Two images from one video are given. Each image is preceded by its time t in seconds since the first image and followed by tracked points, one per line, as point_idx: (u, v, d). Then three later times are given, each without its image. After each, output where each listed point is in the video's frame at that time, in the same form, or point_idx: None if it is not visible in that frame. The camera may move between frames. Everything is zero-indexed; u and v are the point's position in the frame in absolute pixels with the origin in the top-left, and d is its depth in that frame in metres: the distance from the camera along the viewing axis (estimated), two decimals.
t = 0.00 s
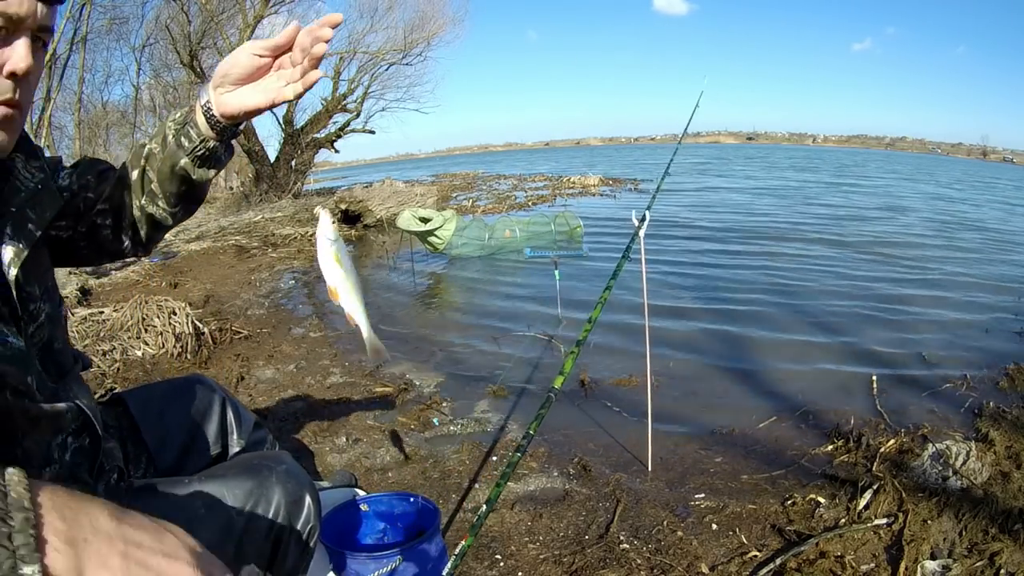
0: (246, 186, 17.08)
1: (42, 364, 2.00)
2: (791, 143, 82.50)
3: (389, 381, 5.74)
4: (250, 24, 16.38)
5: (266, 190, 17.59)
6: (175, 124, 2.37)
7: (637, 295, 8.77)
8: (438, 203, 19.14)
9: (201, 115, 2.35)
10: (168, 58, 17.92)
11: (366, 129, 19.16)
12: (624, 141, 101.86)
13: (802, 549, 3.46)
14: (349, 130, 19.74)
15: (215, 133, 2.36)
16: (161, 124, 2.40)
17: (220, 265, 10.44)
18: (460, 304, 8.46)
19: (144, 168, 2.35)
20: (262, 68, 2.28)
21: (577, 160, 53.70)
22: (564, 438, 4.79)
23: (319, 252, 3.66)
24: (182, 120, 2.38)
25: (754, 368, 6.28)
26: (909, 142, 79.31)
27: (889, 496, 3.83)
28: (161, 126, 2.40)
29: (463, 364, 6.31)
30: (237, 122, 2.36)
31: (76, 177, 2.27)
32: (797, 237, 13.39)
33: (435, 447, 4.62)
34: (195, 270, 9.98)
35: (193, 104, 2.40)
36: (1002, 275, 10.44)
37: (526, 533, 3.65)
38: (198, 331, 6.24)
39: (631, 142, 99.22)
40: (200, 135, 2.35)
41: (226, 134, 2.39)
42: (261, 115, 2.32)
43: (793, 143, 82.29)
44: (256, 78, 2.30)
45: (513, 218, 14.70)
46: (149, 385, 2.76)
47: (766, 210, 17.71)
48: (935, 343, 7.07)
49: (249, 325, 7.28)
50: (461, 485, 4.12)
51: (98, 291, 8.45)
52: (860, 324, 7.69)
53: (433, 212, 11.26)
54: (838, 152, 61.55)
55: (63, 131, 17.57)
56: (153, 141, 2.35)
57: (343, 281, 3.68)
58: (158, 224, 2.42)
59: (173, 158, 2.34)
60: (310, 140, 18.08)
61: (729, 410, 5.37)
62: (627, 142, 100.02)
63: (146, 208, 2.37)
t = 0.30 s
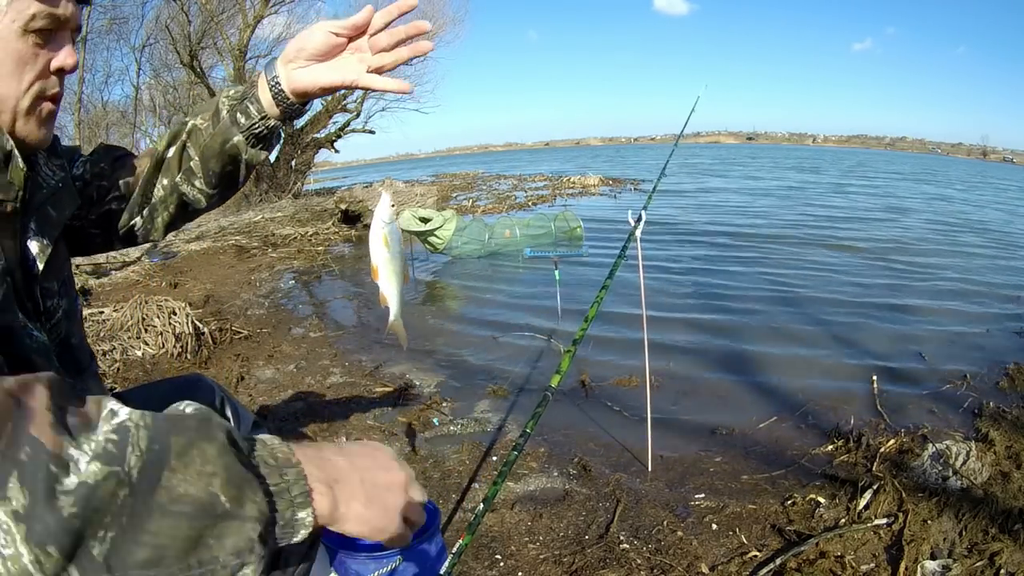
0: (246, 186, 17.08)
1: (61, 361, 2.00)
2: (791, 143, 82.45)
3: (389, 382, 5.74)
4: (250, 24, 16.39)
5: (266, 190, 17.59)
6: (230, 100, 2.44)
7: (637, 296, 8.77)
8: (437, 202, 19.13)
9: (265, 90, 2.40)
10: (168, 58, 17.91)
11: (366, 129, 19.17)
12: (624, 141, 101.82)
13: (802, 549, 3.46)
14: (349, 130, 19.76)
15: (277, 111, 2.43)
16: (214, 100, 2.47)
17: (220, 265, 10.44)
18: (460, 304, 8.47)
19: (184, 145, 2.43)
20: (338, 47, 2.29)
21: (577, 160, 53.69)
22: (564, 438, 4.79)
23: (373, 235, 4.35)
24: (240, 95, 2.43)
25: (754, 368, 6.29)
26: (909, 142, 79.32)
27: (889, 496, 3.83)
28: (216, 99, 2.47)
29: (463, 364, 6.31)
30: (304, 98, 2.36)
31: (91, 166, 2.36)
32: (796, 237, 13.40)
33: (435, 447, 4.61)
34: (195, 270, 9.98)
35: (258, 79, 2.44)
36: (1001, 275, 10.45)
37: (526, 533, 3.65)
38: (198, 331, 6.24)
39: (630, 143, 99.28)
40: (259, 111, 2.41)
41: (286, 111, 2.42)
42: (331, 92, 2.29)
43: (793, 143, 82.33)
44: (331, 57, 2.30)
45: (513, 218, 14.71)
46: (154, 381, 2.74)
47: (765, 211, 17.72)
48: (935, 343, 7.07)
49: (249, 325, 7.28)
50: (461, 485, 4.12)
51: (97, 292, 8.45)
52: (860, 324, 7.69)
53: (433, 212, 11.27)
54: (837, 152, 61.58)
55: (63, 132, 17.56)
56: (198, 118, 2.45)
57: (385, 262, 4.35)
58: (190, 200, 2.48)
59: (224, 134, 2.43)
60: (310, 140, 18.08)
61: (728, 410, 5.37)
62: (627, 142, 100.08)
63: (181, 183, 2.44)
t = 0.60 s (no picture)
0: (246, 185, 17.06)
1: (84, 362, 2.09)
2: (792, 143, 82.45)
3: (389, 381, 5.74)
4: (250, 23, 16.38)
5: (266, 190, 17.58)
6: (248, 89, 2.64)
7: (637, 296, 8.78)
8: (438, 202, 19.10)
9: (281, 79, 2.59)
10: (168, 58, 17.88)
11: (366, 129, 19.16)
12: (624, 140, 101.85)
13: (802, 549, 3.46)
14: (349, 130, 19.73)
15: (292, 99, 2.61)
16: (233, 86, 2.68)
17: (220, 265, 10.44)
18: (459, 304, 8.47)
19: (201, 129, 2.66)
20: (349, 36, 2.42)
21: (577, 160, 53.63)
22: (564, 438, 4.80)
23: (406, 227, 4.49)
24: (258, 83, 2.64)
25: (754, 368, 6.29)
26: (909, 142, 79.28)
27: (889, 496, 3.83)
28: (235, 87, 2.68)
29: (463, 364, 6.31)
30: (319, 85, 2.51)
31: (114, 151, 2.57)
32: (797, 237, 13.40)
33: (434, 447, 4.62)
34: (195, 270, 9.98)
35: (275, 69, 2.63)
36: (1001, 275, 10.45)
37: (526, 533, 3.65)
38: (198, 331, 6.24)
39: (630, 143, 99.22)
40: (275, 98, 2.61)
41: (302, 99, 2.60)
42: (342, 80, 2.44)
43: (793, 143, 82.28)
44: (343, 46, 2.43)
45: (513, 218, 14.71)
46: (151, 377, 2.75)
47: (766, 211, 17.71)
48: (934, 343, 7.08)
49: (249, 325, 7.28)
50: (460, 485, 4.12)
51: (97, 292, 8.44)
52: (859, 324, 7.70)
53: (433, 212, 11.27)
54: (838, 152, 61.56)
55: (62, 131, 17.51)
56: (217, 105, 2.67)
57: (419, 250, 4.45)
58: (207, 179, 2.71)
59: (242, 119, 2.64)
60: (310, 140, 18.06)
61: (729, 410, 5.37)
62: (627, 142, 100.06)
63: (197, 164, 2.67)
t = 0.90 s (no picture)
0: (246, 185, 17.04)
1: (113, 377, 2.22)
2: (792, 143, 82.37)
3: (389, 381, 5.75)
4: (250, 24, 16.39)
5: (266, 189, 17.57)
6: (270, 92, 2.93)
7: (637, 296, 8.78)
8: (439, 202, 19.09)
9: (305, 86, 2.92)
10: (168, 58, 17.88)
11: (366, 129, 19.15)
12: (624, 141, 101.78)
13: (802, 549, 3.46)
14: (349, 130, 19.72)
15: (314, 104, 2.94)
16: (253, 89, 2.96)
17: (220, 265, 10.43)
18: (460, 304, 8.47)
19: (221, 127, 2.90)
20: (370, 55, 2.75)
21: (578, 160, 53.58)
22: (564, 438, 4.79)
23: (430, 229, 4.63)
24: (281, 88, 2.94)
25: (754, 368, 6.29)
26: (909, 142, 79.23)
27: (889, 496, 3.83)
28: (255, 90, 2.96)
29: (463, 364, 6.32)
30: (340, 96, 2.82)
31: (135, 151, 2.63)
32: (796, 237, 13.40)
33: (435, 447, 4.62)
34: (195, 270, 9.98)
35: (297, 75, 2.95)
36: (1001, 275, 10.45)
37: (526, 533, 3.65)
38: (198, 331, 6.24)
39: (630, 143, 99.24)
40: (298, 104, 2.94)
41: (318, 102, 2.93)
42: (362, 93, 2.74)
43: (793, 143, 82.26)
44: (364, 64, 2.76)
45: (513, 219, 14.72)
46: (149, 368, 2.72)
47: (766, 211, 17.71)
48: (934, 343, 7.08)
49: (249, 325, 7.29)
50: (461, 485, 4.13)
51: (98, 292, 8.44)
52: (859, 324, 7.71)
53: (433, 212, 11.27)
54: (838, 152, 61.53)
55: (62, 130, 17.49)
56: (235, 103, 2.92)
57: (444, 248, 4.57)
58: (221, 173, 2.96)
59: (265, 121, 2.93)
60: (310, 139, 18.04)
61: (728, 410, 5.37)
62: (626, 142, 99.97)
63: (215, 160, 2.90)
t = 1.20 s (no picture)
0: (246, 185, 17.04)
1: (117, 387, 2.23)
2: (792, 143, 82.39)
3: (389, 382, 5.75)
4: (250, 23, 16.39)
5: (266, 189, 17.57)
6: (281, 117, 3.05)
7: (637, 296, 8.78)
8: (439, 202, 19.09)
9: (316, 115, 3.04)
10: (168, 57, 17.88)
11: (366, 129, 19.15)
12: (624, 141, 101.84)
13: (802, 549, 3.46)
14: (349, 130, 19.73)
15: (323, 135, 3.09)
16: (264, 110, 3.06)
17: (220, 265, 10.44)
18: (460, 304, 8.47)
19: (228, 144, 2.98)
20: (378, 94, 2.99)
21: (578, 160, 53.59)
22: (564, 438, 4.79)
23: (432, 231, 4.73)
24: (292, 114, 3.05)
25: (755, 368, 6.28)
26: (909, 142, 79.23)
27: (889, 496, 3.83)
28: (267, 111, 3.07)
29: (463, 364, 6.32)
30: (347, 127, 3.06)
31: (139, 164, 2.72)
32: (797, 237, 13.41)
33: (435, 447, 4.61)
34: (195, 270, 9.98)
35: (309, 102, 3.07)
36: (1001, 275, 10.46)
37: (526, 533, 3.65)
38: (198, 331, 6.24)
39: (631, 143, 99.21)
40: (309, 132, 3.05)
41: (330, 133, 3.07)
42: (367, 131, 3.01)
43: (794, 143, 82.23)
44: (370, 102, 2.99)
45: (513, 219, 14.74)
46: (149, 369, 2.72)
47: (766, 211, 17.71)
48: (934, 343, 7.08)
49: (249, 325, 7.29)
50: (461, 485, 4.13)
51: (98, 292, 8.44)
52: (859, 324, 7.71)
53: (433, 212, 11.25)
54: (838, 152, 61.55)
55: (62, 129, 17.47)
56: (246, 123, 3.03)
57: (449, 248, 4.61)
58: (224, 188, 3.04)
59: (274, 146, 3.04)
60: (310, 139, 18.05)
61: (728, 410, 5.37)
62: (626, 143, 100.06)
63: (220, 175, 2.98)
